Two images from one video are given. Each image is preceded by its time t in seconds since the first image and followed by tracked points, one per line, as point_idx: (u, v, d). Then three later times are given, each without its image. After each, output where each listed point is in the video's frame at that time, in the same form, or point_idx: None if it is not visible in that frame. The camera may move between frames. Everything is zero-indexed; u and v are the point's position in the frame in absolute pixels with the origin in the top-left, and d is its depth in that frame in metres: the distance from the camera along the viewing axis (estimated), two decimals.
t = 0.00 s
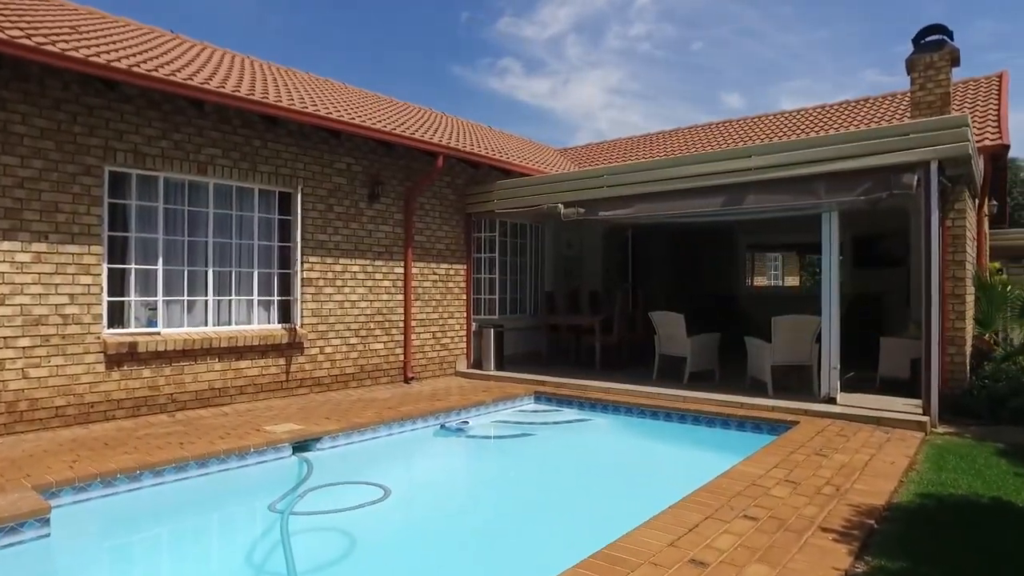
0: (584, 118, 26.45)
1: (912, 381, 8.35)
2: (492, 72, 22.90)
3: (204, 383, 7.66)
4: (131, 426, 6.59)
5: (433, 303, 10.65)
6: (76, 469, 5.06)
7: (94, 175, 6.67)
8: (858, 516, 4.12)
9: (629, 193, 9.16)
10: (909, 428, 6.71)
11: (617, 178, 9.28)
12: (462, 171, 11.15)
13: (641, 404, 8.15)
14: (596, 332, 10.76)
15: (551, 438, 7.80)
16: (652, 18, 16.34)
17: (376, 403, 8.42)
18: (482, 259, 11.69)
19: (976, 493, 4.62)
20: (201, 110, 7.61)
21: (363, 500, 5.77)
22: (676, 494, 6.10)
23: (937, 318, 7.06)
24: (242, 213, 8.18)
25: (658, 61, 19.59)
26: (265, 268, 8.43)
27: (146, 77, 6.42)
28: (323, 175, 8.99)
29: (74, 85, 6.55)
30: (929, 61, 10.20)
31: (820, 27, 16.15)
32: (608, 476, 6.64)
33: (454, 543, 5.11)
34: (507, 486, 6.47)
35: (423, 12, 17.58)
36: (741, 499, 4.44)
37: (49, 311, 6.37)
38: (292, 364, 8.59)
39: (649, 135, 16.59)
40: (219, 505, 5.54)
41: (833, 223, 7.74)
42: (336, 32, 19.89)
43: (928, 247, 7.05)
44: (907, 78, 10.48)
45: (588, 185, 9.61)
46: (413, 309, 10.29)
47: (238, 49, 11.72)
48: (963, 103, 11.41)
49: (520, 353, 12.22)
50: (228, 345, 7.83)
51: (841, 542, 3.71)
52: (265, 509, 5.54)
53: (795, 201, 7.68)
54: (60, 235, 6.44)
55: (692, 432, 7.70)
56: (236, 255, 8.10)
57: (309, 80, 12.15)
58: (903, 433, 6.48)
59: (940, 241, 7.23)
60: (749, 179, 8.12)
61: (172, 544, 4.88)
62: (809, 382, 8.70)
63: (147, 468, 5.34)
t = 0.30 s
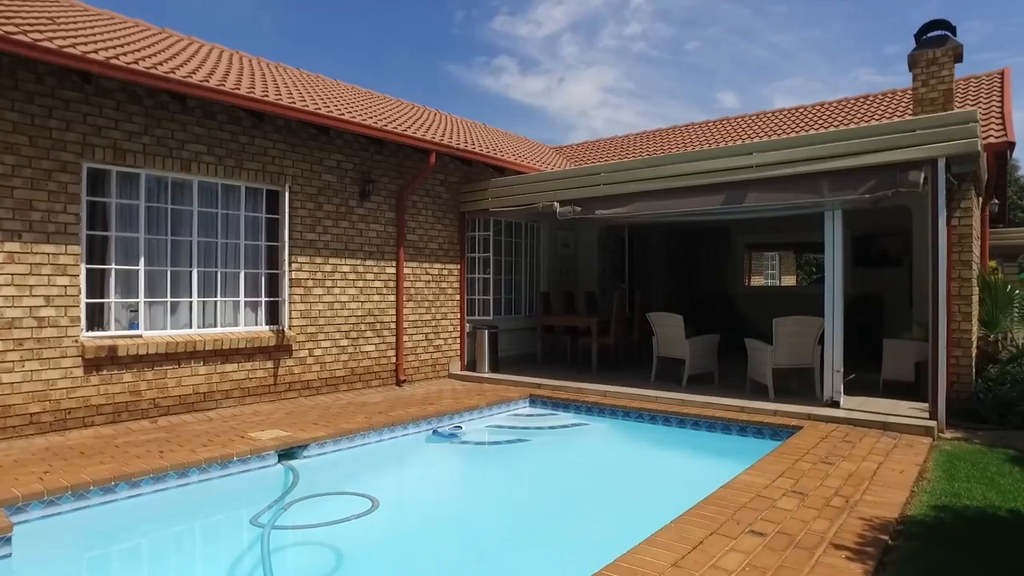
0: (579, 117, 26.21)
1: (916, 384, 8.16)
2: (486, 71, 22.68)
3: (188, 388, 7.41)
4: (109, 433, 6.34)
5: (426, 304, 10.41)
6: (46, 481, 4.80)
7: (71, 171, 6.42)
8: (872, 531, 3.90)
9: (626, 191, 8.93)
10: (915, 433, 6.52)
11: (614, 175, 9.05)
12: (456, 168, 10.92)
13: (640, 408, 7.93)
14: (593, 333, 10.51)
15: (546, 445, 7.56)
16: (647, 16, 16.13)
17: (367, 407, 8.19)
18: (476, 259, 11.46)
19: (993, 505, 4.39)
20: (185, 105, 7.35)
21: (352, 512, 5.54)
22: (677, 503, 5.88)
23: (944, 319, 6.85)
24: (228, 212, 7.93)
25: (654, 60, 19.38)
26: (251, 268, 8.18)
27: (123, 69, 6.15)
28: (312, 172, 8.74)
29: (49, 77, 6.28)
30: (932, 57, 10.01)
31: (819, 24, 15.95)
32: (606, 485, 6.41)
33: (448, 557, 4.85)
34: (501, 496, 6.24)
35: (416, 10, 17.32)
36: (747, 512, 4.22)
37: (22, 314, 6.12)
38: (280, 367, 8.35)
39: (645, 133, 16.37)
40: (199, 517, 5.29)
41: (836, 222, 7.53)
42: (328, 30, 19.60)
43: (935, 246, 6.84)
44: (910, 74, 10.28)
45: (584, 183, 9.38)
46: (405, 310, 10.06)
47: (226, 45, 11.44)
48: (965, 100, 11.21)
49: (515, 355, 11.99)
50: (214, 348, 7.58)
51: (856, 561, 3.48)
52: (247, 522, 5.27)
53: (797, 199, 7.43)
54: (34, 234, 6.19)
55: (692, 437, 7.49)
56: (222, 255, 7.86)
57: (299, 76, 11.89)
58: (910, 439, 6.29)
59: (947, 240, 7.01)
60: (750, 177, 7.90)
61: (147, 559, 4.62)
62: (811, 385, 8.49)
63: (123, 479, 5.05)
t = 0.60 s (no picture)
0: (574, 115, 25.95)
1: (920, 386, 7.95)
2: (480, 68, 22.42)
3: (169, 391, 7.13)
4: (85, 439, 6.07)
5: (418, 303, 10.16)
6: (11, 492, 4.52)
7: (44, 166, 6.14)
8: (887, 547, 3.66)
9: (623, 187, 8.69)
10: (922, 437, 6.31)
11: (611, 172, 8.80)
12: (448, 165, 10.66)
13: (637, 411, 7.70)
14: (588, 334, 10.26)
15: (540, 450, 7.32)
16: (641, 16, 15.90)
17: (356, 410, 7.93)
18: (469, 257, 11.19)
19: (1011, 517, 4.17)
20: (165, 97, 7.07)
21: (338, 523, 5.28)
22: (678, 513, 5.64)
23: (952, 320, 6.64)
24: (212, 208, 7.66)
25: (650, 58, 19.16)
26: (236, 266, 7.91)
27: (99, 59, 5.87)
28: (299, 168, 8.47)
29: (19, 66, 6.00)
30: (934, 52, 9.80)
31: (817, 21, 15.76)
32: (604, 493, 6.16)
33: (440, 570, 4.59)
34: (494, 504, 5.99)
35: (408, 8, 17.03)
36: (754, 526, 3.98)
37: None
38: (266, 369, 8.10)
39: (641, 130, 16.13)
40: (175, 528, 5.02)
41: (839, 219, 7.31)
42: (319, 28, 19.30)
43: (942, 244, 6.63)
44: (912, 69, 10.07)
45: (579, 180, 9.14)
46: (396, 310, 9.81)
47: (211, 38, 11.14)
48: (967, 95, 11.01)
49: (509, 356, 11.75)
50: (196, 350, 7.31)
51: None
52: (224, 535, 5.00)
53: (799, 196, 7.20)
54: (4, 231, 5.91)
55: (691, 442, 7.26)
56: (206, 253, 7.58)
57: (287, 69, 11.60)
58: (918, 444, 6.08)
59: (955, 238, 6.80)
60: (750, 173, 7.66)
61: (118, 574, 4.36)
62: (813, 387, 8.26)
63: (93, 490, 4.76)
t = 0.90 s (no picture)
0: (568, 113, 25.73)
1: (925, 388, 7.75)
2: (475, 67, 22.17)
3: (150, 395, 6.86)
4: (59, 446, 5.80)
5: (409, 303, 9.91)
6: None
7: (14, 159, 5.87)
8: (906, 564, 3.43)
9: (621, 184, 8.46)
10: (930, 442, 6.11)
11: (608, 168, 8.56)
12: (441, 161, 10.40)
13: (635, 414, 7.47)
14: (584, 334, 10.02)
15: (535, 455, 7.09)
16: (636, 14, 15.70)
17: (345, 413, 7.69)
18: (462, 256, 10.93)
19: None
20: (145, 89, 6.79)
21: (323, 536, 5.02)
22: (679, 523, 5.41)
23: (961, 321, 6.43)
24: (196, 205, 7.38)
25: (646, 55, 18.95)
26: (221, 265, 7.64)
27: (72, 47, 5.59)
28: (286, 164, 8.21)
29: None
30: (937, 45, 9.60)
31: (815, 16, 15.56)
32: (603, 502, 5.93)
33: None
34: (488, 513, 5.76)
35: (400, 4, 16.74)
36: (762, 541, 3.75)
37: None
38: (252, 371, 7.84)
39: (637, 126, 15.90)
40: (151, 542, 4.76)
41: (843, 217, 7.09)
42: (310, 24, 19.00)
43: (949, 242, 6.42)
44: (915, 63, 9.87)
45: (575, 177, 8.90)
46: (387, 310, 9.56)
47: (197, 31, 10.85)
48: (969, 91, 10.83)
49: (503, 356, 11.51)
50: (179, 352, 7.04)
51: None
52: (200, 549, 4.73)
53: (803, 193, 6.98)
54: None
55: (691, 446, 7.04)
56: (188, 251, 7.31)
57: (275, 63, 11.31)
58: (926, 449, 5.88)
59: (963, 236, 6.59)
60: (752, 168, 7.42)
61: None
62: (815, 388, 8.05)
63: (61, 502, 4.48)
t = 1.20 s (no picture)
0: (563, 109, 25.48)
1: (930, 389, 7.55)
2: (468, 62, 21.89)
3: (129, 397, 6.58)
4: (30, 452, 5.53)
5: (401, 301, 9.66)
6: None
7: None
8: None
9: (618, 178, 8.20)
10: (940, 446, 5.90)
11: (605, 162, 8.31)
12: (433, 155, 10.12)
13: (633, 416, 7.25)
14: (580, 332, 9.77)
15: (531, 459, 6.85)
16: (630, 11, 15.46)
17: (333, 416, 7.43)
18: (455, 253, 10.66)
19: None
20: (123, 78, 6.50)
21: (311, 548, 4.78)
22: (681, 532, 5.18)
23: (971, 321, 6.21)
24: (177, 200, 7.09)
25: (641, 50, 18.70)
26: (204, 262, 7.36)
27: (41, 31, 5.29)
28: (273, 157, 7.93)
29: None
30: (941, 38, 9.40)
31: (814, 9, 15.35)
32: (602, 509, 5.69)
33: None
34: (484, 521, 5.53)
35: None
36: (774, 558, 3.52)
37: None
38: (237, 372, 7.57)
39: (633, 121, 15.66)
40: (124, 557, 4.48)
41: (849, 212, 6.86)
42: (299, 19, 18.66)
43: (960, 238, 6.20)
44: (918, 56, 9.67)
45: (571, 171, 8.65)
46: (378, 308, 9.30)
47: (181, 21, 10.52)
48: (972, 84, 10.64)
49: (497, 355, 11.26)
50: (160, 353, 6.76)
51: None
52: (174, 565, 4.43)
53: (807, 188, 6.74)
54: None
55: (691, 450, 6.82)
56: (169, 248, 7.03)
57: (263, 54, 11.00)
58: (937, 454, 5.66)
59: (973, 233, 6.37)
60: (754, 163, 7.17)
61: None
62: (818, 389, 7.84)
63: (25, 516, 4.19)
